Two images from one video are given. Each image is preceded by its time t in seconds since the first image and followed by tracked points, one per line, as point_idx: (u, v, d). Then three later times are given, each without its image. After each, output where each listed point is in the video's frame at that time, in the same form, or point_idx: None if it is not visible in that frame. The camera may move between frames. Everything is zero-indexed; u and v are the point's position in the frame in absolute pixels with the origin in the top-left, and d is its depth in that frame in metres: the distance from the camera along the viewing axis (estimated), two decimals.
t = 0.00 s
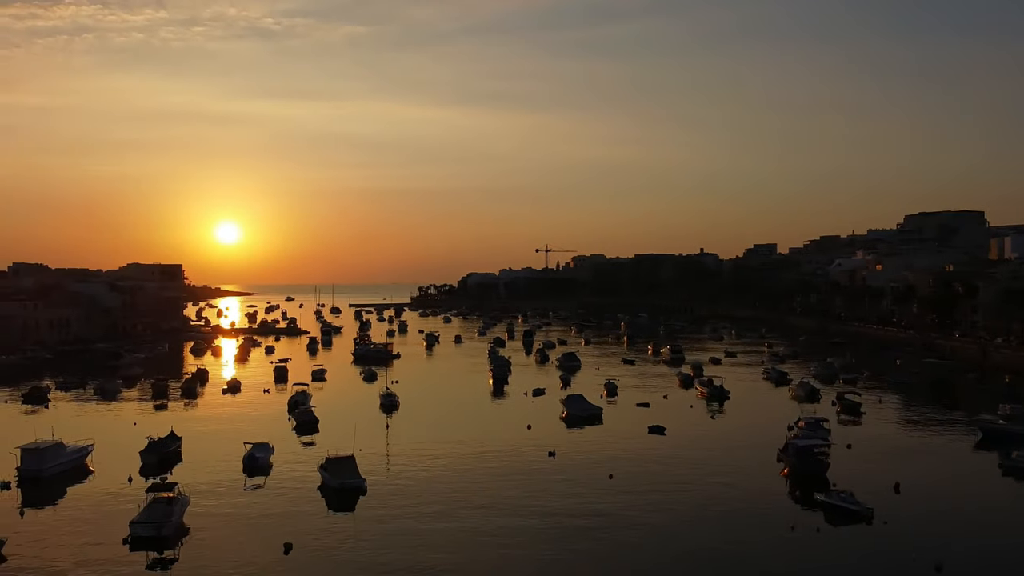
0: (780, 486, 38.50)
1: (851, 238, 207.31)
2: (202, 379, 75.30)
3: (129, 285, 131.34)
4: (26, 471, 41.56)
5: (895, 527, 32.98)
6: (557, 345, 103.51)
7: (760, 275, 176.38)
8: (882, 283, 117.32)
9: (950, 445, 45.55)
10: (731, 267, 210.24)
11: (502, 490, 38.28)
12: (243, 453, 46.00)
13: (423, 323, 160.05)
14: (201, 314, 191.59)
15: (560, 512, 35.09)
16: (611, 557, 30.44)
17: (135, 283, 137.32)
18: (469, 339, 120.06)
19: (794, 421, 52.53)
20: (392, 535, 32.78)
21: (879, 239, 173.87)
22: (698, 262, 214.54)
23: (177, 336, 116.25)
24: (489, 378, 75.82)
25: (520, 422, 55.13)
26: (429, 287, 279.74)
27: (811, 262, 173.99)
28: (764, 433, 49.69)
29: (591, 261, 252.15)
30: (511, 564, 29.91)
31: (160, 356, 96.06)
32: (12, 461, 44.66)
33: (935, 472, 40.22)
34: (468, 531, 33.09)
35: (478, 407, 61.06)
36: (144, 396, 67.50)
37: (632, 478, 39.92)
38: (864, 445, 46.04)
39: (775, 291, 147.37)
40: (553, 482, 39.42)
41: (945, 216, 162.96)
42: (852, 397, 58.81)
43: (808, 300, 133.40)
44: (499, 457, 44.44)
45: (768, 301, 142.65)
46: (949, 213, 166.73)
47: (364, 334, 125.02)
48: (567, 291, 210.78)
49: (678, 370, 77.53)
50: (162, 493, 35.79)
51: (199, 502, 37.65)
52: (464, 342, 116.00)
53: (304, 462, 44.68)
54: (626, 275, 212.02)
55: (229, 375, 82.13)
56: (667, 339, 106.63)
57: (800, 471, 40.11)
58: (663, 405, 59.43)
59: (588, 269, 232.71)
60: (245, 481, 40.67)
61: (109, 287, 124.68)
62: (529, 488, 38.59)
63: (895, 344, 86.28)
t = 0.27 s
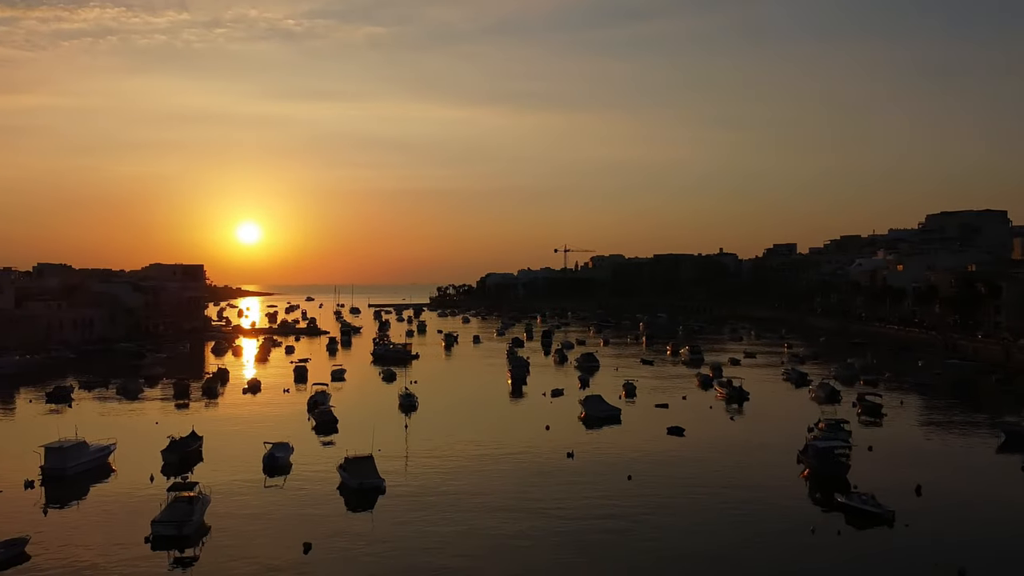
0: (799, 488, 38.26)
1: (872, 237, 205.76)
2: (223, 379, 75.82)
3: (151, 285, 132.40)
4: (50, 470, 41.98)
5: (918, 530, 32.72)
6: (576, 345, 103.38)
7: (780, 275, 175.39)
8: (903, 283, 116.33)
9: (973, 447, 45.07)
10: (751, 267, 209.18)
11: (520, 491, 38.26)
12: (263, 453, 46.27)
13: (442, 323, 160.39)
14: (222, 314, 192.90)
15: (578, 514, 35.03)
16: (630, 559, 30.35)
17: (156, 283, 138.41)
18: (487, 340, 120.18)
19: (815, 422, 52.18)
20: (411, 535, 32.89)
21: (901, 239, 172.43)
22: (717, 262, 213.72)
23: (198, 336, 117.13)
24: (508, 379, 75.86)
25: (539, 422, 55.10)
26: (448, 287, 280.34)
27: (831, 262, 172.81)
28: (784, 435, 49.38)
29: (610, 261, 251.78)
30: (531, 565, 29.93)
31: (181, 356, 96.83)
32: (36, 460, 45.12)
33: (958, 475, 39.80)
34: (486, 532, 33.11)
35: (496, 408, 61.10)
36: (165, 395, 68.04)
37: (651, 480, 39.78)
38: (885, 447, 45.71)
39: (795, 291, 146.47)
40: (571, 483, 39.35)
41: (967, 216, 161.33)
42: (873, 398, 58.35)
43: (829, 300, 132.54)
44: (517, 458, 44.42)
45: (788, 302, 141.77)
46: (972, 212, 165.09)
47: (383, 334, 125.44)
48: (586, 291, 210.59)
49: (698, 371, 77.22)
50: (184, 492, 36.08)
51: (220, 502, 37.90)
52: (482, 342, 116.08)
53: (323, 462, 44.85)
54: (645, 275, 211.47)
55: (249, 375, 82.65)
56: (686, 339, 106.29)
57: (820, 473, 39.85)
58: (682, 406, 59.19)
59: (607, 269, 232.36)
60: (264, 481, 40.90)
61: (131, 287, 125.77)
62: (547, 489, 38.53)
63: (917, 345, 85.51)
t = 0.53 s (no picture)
0: (813, 490, 38.00)
1: (885, 237, 204.74)
2: (236, 379, 76.11)
3: (165, 285, 133.11)
4: (65, 469, 42.29)
5: (932, 532, 32.50)
6: (588, 346, 103.28)
7: (793, 275, 174.77)
8: (917, 283, 115.69)
9: (988, 449, 44.71)
10: (764, 267, 208.57)
11: (531, 492, 38.17)
12: (275, 453, 46.42)
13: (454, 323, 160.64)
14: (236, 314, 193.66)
15: (590, 514, 34.97)
16: (643, 561, 30.22)
17: (170, 283, 139.11)
18: (500, 340, 120.21)
19: (828, 423, 51.91)
20: (423, 536, 32.91)
21: (915, 239, 171.48)
22: (730, 262, 213.14)
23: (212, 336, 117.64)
24: (520, 379, 75.84)
25: (551, 423, 55.04)
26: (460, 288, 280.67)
27: (845, 262, 172.05)
28: (797, 436, 49.11)
29: (622, 261, 251.44)
30: (542, 566, 29.91)
31: (195, 356, 97.25)
32: (51, 459, 45.46)
33: (973, 477, 39.48)
34: (498, 533, 33.08)
35: (509, 408, 61.07)
36: (179, 395, 68.35)
37: (663, 481, 39.65)
38: (899, 448, 45.39)
39: (808, 291, 145.85)
40: (582, 485, 39.27)
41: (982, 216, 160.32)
42: (887, 399, 57.99)
43: (842, 300, 131.96)
44: (529, 459, 44.36)
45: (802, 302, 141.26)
46: (986, 211, 164.08)
47: (396, 334, 125.67)
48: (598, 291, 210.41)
49: (710, 371, 76.97)
50: (198, 491, 36.28)
51: (232, 501, 38.02)
52: (494, 342, 116.09)
53: (336, 462, 44.93)
54: (658, 275, 211.06)
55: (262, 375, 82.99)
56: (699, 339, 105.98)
57: (833, 475, 39.64)
58: (694, 407, 58.99)
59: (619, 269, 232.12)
60: (277, 481, 41.03)
61: (146, 287, 126.45)
62: (559, 490, 38.44)
63: (932, 345, 85.02)
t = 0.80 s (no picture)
0: (826, 491, 37.87)
1: (898, 237, 203.84)
2: (248, 379, 76.34)
3: (177, 285, 133.66)
4: (78, 469, 42.50)
5: (946, 535, 32.25)
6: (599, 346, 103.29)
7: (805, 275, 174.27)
8: (930, 283, 115.24)
9: (1002, 449, 44.49)
10: (776, 267, 207.99)
11: (543, 492, 38.19)
12: (287, 453, 46.53)
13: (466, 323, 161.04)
14: (248, 314, 194.38)
15: (602, 515, 34.92)
16: (655, 562, 30.16)
17: (183, 283, 139.66)
18: (511, 340, 120.35)
19: (840, 424, 51.75)
20: (434, 536, 32.87)
21: (928, 239, 170.69)
22: (741, 262, 212.67)
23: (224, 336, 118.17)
24: (531, 379, 75.91)
25: (562, 423, 55.07)
26: (471, 288, 280.91)
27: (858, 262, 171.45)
28: (808, 437, 48.95)
29: (633, 261, 251.24)
30: (553, 567, 29.81)
31: (208, 356, 97.68)
32: (64, 459, 45.72)
33: (987, 478, 39.28)
34: (510, 533, 33.11)
35: (520, 408, 61.12)
36: (191, 395, 68.67)
37: (675, 481, 39.60)
38: (911, 450, 45.20)
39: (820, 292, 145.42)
40: (594, 485, 39.25)
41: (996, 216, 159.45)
42: (900, 400, 57.74)
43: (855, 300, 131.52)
44: (540, 459, 44.42)
45: (814, 302, 140.87)
46: (1000, 211, 163.19)
47: (407, 334, 125.97)
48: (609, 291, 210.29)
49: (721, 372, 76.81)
50: (210, 491, 36.43)
51: (245, 501, 38.18)
52: (505, 343, 116.20)
53: (347, 462, 45.08)
54: (669, 275, 210.76)
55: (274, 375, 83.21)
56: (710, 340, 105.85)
57: (846, 476, 39.48)
58: (706, 408, 58.88)
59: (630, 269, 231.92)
60: (289, 480, 41.18)
61: (158, 287, 127.16)
62: (570, 490, 38.44)
63: (944, 346, 84.68)
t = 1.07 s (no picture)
0: (834, 491, 37.80)
1: (906, 237, 203.22)
2: (256, 379, 76.51)
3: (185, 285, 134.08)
4: (87, 468, 42.64)
5: (955, 535, 32.13)
6: (606, 346, 103.30)
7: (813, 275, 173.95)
8: (939, 283, 114.93)
9: (1011, 450, 44.35)
10: (783, 267, 207.55)
11: (550, 492, 38.23)
12: (294, 453, 46.62)
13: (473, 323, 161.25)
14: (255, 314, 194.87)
15: (609, 515, 34.92)
16: (662, 562, 30.16)
17: (191, 283, 140.07)
18: (518, 340, 120.40)
19: (848, 424, 51.65)
20: (441, 536, 32.87)
21: (936, 239, 170.13)
22: (749, 262, 212.31)
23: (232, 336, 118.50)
24: (538, 379, 75.95)
25: (569, 423, 55.10)
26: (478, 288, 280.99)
27: (866, 262, 171.02)
28: (815, 437, 48.88)
29: (640, 261, 251.04)
30: (561, 567, 29.81)
31: (215, 356, 97.94)
32: (73, 458, 45.88)
33: (996, 478, 39.16)
34: (517, 533, 33.14)
35: (527, 408, 61.16)
36: (199, 395, 68.88)
37: (682, 482, 39.58)
38: (920, 450, 45.11)
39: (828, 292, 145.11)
40: (601, 485, 39.26)
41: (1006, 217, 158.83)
42: (908, 400, 57.59)
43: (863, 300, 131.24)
44: (547, 458, 44.46)
45: (821, 302, 140.58)
46: (1009, 211, 162.61)
47: (414, 334, 126.12)
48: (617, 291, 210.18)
49: (728, 372, 76.72)
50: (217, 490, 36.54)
51: (253, 500, 38.30)
52: (512, 342, 116.24)
53: (355, 462, 45.18)
54: (676, 275, 210.55)
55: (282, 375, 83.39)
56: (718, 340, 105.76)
57: (853, 476, 39.38)
58: (713, 408, 58.81)
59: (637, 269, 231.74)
60: (297, 480, 41.29)
61: (167, 287, 127.56)
62: (577, 490, 38.47)
63: (953, 346, 84.46)
